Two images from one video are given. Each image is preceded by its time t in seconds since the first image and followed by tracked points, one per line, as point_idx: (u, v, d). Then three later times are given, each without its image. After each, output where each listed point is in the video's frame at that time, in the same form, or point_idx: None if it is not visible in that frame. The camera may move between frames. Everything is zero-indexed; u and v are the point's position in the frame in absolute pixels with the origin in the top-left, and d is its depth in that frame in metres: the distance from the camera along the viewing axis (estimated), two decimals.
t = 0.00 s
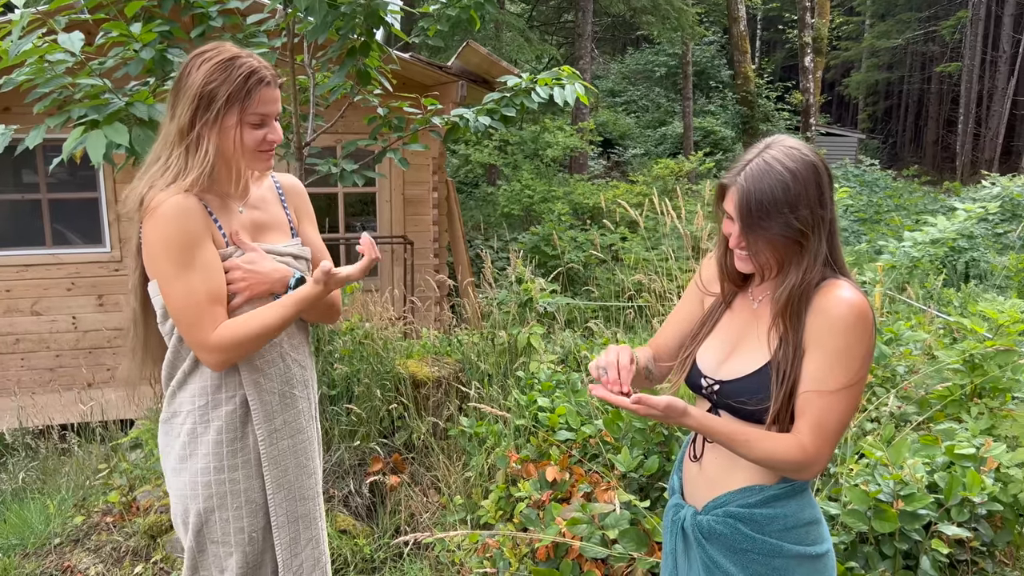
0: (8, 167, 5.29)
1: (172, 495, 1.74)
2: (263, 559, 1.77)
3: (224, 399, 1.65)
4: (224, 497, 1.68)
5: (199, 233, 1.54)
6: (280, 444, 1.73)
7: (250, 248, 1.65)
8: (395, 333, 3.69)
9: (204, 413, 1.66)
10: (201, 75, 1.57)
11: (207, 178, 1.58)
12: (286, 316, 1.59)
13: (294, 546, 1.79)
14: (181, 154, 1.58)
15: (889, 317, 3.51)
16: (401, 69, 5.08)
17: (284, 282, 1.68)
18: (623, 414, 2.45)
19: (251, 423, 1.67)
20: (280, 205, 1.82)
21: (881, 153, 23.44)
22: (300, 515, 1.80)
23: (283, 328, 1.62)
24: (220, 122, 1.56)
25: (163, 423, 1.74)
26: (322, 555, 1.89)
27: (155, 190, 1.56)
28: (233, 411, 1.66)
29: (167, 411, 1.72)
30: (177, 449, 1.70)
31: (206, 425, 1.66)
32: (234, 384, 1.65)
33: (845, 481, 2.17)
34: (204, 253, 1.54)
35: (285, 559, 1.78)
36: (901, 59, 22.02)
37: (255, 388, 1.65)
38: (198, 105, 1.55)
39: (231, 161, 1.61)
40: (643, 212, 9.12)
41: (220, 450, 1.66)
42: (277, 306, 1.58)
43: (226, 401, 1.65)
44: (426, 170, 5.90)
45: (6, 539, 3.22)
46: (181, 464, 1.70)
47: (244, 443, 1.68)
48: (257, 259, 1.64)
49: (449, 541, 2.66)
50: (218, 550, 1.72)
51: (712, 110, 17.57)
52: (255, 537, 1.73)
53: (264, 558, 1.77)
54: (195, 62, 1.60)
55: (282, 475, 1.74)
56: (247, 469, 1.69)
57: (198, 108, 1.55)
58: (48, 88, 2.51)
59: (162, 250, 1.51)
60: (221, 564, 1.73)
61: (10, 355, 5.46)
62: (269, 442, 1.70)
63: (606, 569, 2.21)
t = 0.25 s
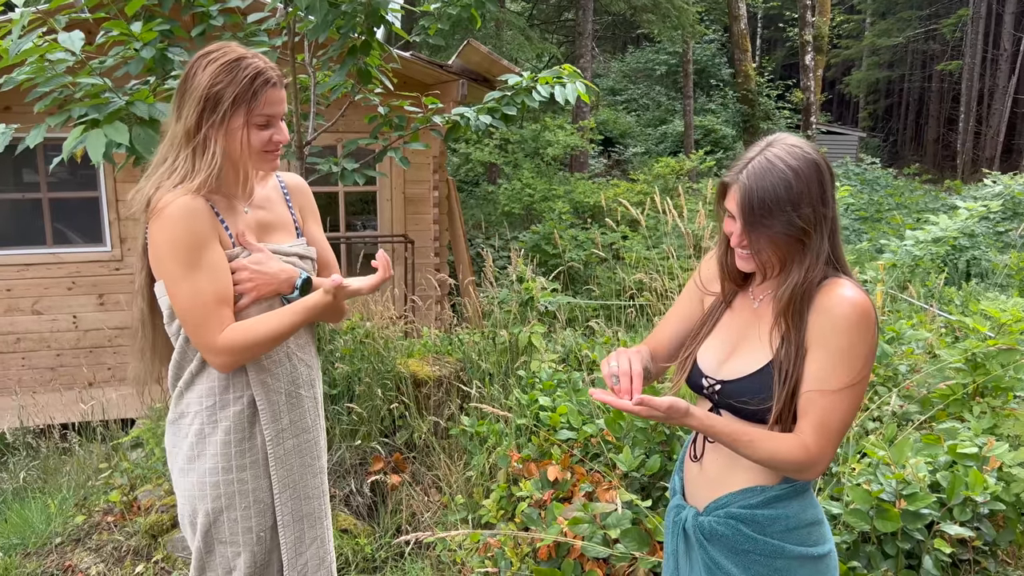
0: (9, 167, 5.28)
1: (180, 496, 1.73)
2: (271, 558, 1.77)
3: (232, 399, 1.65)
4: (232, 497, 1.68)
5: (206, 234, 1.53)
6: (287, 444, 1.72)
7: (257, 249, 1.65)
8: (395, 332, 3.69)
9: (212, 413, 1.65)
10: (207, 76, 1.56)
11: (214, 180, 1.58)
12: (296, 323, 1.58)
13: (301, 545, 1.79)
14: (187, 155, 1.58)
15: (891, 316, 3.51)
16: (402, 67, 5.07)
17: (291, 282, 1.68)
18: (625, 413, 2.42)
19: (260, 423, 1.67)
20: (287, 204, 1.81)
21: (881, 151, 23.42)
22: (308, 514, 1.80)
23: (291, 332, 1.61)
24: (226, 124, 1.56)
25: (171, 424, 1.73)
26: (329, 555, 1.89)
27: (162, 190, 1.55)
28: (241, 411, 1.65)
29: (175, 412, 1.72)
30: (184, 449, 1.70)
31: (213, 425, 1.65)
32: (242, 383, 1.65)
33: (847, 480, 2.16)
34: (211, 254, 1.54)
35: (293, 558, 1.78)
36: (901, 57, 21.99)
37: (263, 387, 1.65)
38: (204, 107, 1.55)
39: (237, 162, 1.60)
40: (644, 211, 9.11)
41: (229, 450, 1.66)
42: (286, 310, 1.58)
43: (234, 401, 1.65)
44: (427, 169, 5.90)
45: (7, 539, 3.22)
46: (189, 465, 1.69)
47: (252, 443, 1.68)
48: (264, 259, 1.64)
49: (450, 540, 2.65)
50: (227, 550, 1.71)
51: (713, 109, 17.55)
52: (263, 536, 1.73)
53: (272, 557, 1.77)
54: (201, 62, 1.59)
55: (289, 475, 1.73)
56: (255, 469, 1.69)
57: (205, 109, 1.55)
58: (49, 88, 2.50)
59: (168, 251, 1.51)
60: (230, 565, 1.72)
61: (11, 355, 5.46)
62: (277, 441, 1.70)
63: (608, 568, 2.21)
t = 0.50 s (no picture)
0: (9, 166, 5.28)
1: (177, 491, 1.74)
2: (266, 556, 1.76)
3: (232, 397, 1.65)
4: (228, 494, 1.68)
5: (209, 233, 1.53)
6: (287, 443, 1.72)
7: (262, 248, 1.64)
8: (396, 331, 3.69)
9: (212, 410, 1.65)
10: (213, 76, 1.55)
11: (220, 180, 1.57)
12: (297, 322, 1.58)
13: (300, 544, 1.79)
14: (194, 155, 1.58)
15: (891, 315, 3.50)
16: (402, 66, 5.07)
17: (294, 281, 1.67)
18: (626, 412, 2.42)
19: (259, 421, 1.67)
20: (293, 203, 1.81)
21: (881, 150, 23.41)
22: (307, 513, 1.80)
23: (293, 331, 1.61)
24: (231, 124, 1.55)
25: (172, 419, 1.73)
26: (329, 554, 1.88)
27: (167, 189, 1.55)
28: (240, 409, 1.65)
29: (176, 407, 1.72)
30: (183, 445, 1.70)
31: (212, 422, 1.65)
32: (241, 381, 1.65)
33: (849, 479, 2.16)
34: (213, 253, 1.54)
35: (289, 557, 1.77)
36: (902, 56, 21.97)
37: (264, 385, 1.65)
38: (210, 107, 1.54)
39: (243, 162, 1.60)
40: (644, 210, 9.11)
41: (227, 447, 1.66)
42: (287, 309, 1.57)
43: (234, 398, 1.65)
44: (427, 168, 5.90)
45: (7, 537, 3.21)
46: (187, 460, 1.69)
47: (250, 441, 1.68)
48: (267, 258, 1.63)
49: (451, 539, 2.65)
50: (221, 547, 1.71)
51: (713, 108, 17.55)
52: (258, 534, 1.73)
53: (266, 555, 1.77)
54: (207, 62, 1.58)
55: (288, 473, 1.73)
56: (253, 466, 1.69)
57: (211, 110, 1.54)
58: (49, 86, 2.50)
59: (171, 250, 1.50)
60: (224, 561, 1.72)
61: (11, 353, 5.46)
62: (276, 440, 1.69)
63: (608, 567, 2.21)
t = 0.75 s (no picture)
0: (9, 165, 5.28)
1: (172, 486, 1.74)
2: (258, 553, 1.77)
3: (226, 394, 1.65)
4: (221, 491, 1.68)
5: (209, 230, 1.53)
6: (283, 441, 1.71)
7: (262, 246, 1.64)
8: (396, 330, 3.68)
9: (206, 406, 1.65)
10: (214, 74, 1.55)
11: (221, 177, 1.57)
12: (294, 320, 1.57)
13: (294, 543, 1.78)
14: (197, 153, 1.58)
15: (892, 314, 3.50)
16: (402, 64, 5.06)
17: (292, 281, 1.66)
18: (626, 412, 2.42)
19: (252, 419, 1.67)
20: (296, 202, 1.81)
21: (881, 149, 23.40)
22: (302, 512, 1.79)
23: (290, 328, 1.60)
24: (233, 123, 1.55)
25: (168, 415, 1.74)
26: (325, 552, 1.87)
27: (168, 186, 1.55)
28: (234, 406, 1.65)
29: (172, 403, 1.72)
30: (178, 441, 1.70)
31: (206, 419, 1.65)
32: (235, 378, 1.64)
33: (850, 478, 2.16)
34: (212, 250, 1.53)
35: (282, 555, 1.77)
36: (901, 55, 21.95)
37: (258, 383, 1.64)
38: (211, 105, 1.54)
39: (245, 160, 1.59)
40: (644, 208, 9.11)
41: (220, 444, 1.65)
42: (284, 307, 1.56)
43: (228, 395, 1.64)
44: (427, 167, 5.89)
45: (7, 537, 3.21)
46: (181, 456, 1.70)
47: (244, 438, 1.67)
48: (267, 257, 1.63)
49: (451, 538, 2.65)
50: (213, 544, 1.72)
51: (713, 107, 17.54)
52: (250, 531, 1.73)
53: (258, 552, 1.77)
54: (209, 61, 1.58)
55: (283, 472, 1.72)
56: (247, 463, 1.69)
57: (213, 107, 1.54)
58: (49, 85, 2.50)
59: (172, 247, 1.50)
60: (217, 558, 1.73)
61: (10, 352, 5.45)
62: (270, 438, 1.69)
63: (608, 566, 2.21)
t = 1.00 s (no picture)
0: (8, 164, 5.27)
1: (173, 487, 1.73)
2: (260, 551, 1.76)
3: (227, 394, 1.64)
4: (224, 491, 1.67)
5: (208, 230, 1.53)
6: (283, 440, 1.71)
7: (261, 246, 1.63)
8: (395, 329, 3.67)
9: (207, 407, 1.65)
10: (216, 74, 1.55)
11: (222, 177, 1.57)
12: (293, 320, 1.57)
13: (294, 541, 1.78)
14: (198, 153, 1.57)
15: (892, 313, 3.50)
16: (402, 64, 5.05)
17: (292, 281, 1.66)
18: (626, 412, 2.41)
19: (253, 419, 1.66)
20: (294, 202, 1.80)
21: (881, 148, 23.39)
22: (302, 511, 1.79)
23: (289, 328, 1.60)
24: (234, 123, 1.54)
25: (168, 415, 1.73)
26: (324, 550, 1.87)
27: (168, 185, 1.54)
28: (235, 406, 1.65)
29: (172, 404, 1.71)
30: (179, 442, 1.70)
31: (208, 419, 1.65)
32: (235, 378, 1.64)
33: (850, 478, 2.15)
34: (210, 250, 1.53)
35: (284, 554, 1.77)
36: (901, 54, 21.94)
37: (259, 382, 1.64)
38: (212, 105, 1.53)
39: (246, 160, 1.59)
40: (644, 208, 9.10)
41: (222, 444, 1.65)
42: (283, 307, 1.56)
43: (229, 395, 1.64)
44: (427, 166, 5.89)
45: (7, 537, 3.20)
46: (183, 457, 1.69)
47: (246, 438, 1.67)
48: (266, 257, 1.62)
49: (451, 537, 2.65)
50: (216, 544, 1.71)
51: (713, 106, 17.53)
52: (253, 531, 1.73)
53: (261, 552, 1.76)
54: (211, 61, 1.58)
55: (283, 471, 1.72)
56: (248, 463, 1.69)
57: (214, 107, 1.53)
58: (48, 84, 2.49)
59: (170, 247, 1.50)
60: (219, 558, 1.72)
61: (10, 352, 5.45)
62: (271, 437, 1.68)
63: (608, 566, 2.21)
